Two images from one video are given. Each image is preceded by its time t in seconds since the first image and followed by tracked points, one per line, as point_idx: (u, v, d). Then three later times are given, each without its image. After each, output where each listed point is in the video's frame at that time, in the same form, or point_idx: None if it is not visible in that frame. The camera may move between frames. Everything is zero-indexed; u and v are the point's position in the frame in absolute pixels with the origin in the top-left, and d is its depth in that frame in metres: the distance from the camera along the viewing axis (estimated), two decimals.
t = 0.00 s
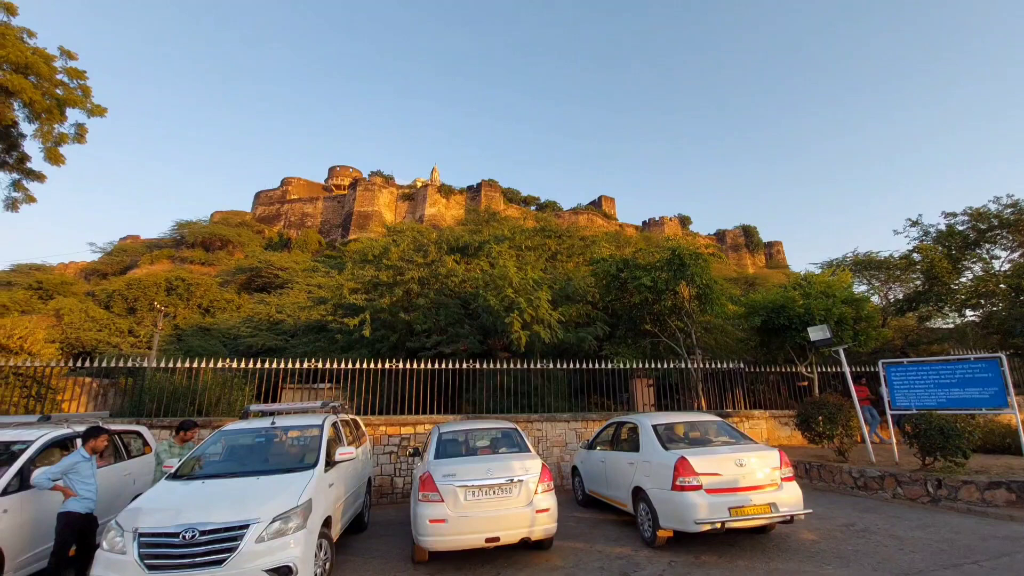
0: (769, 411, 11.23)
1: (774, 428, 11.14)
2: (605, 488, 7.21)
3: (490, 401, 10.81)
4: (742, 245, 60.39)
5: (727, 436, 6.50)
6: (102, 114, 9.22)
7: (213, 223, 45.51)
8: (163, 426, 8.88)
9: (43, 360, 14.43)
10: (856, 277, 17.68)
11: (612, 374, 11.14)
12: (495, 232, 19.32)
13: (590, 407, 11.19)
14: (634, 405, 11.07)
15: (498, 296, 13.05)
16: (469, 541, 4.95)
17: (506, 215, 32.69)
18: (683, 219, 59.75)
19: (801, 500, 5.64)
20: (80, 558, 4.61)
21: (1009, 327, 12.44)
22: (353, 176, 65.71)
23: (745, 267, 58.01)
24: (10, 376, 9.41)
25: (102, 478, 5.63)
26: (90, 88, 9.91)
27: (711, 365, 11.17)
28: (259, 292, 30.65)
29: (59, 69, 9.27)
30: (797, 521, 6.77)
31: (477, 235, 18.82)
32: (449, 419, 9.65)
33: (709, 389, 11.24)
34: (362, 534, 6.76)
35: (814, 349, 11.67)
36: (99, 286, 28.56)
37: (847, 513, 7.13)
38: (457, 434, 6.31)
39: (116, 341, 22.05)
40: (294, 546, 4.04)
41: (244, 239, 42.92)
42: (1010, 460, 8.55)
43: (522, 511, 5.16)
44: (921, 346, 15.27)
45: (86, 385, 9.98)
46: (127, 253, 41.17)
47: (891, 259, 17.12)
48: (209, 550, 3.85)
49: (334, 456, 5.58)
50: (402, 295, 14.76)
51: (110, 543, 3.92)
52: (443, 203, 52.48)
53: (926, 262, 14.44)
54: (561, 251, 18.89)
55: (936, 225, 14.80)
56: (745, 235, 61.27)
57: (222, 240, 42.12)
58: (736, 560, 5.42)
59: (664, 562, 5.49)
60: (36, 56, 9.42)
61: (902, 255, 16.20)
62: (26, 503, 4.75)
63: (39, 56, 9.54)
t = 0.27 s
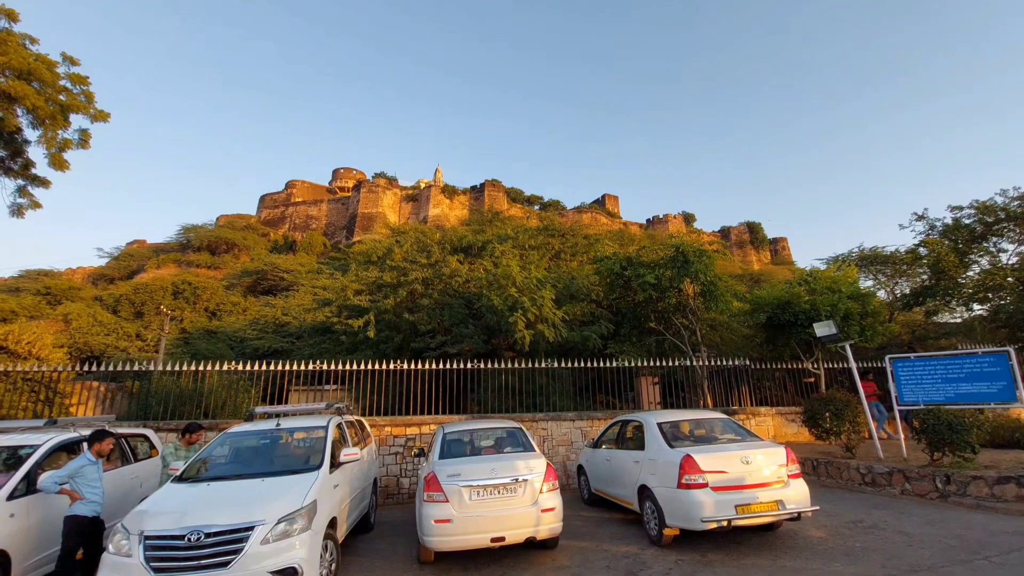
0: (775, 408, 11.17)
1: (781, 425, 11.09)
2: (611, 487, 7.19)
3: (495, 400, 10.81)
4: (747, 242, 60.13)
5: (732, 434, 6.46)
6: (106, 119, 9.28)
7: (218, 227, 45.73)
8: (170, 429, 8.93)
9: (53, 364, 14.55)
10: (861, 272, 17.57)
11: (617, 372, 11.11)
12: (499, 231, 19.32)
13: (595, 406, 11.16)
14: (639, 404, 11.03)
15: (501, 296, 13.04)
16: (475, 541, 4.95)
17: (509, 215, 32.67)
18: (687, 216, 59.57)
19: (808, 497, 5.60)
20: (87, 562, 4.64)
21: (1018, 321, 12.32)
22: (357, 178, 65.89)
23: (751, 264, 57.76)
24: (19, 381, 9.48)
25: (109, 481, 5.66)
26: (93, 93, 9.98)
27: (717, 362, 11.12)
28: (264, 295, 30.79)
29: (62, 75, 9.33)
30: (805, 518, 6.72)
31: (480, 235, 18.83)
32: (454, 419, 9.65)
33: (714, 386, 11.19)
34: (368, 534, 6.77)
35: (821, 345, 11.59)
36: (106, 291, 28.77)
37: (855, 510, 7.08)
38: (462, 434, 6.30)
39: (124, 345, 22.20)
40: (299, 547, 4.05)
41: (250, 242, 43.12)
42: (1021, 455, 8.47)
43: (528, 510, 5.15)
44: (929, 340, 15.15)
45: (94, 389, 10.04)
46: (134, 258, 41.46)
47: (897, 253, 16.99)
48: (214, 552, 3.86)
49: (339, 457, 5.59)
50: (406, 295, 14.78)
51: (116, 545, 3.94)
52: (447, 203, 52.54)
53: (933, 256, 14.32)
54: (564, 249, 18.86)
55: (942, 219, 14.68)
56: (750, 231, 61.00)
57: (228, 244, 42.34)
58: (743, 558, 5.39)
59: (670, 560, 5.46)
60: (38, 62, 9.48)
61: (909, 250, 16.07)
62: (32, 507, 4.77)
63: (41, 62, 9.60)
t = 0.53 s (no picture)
0: (784, 405, 11.09)
1: (790, 422, 11.01)
2: (618, 485, 7.16)
3: (502, 400, 10.80)
4: (754, 238, 59.75)
5: (740, 431, 6.42)
6: (112, 124, 9.35)
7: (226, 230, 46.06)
8: (179, 431, 9.01)
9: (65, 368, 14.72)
10: (870, 267, 17.41)
11: (623, 371, 11.07)
12: (504, 231, 19.33)
13: (602, 405, 11.12)
14: (647, 402, 10.98)
15: (507, 295, 13.04)
16: (481, 541, 4.95)
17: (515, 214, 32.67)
18: (694, 213, 59.31)
19: (817, 494, 5.55)
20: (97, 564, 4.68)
21: None
22: (363, 180, 66.16)
23: (758, 260, 57.41)
24: (32, 385, 9.59)
25: (119, 483, 5.71)
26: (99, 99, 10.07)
27: (724, 360, 11.06)
28: (273, 297, 30.99)
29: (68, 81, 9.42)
30: (814, 516, 6.66)
31: (485, 235, 18.85)
32: (461, 418, 9.66)
33: (722, 384, 11.12)
34: (376, 535, 6.79)
35: (829, 341, 11.49)
36: (117, 295, 29.08)
37: (866, 507, 7.01)
38: (468, 434, 6.30)
39: (135, 348, 22.43)
40: (306, 548, 4.07)
41: (258, 245, 43.42)
42: None
43: (534, 509, 5.14)
44: (939, 335, 14.99)
45: (105, 393, 10.15)
46: (143, 262, 41.85)
47: (906, 247, 16.82)
48: (222, 553, 3.88)
49: (346, 458, 5.60)
50: (412, 296, 14.82)
51: (126, 547, 3.97)
52: (452, 203, 52.64)
53: (942, 250, 14.18)
54: (570, 248, 18.84)
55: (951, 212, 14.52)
56: (757, 227, 60.63)
57: (236, 247, 42.65)
58: (752, 556, 5.35)
59: (678, 559, 5.44)
60: (44, 69, 9.57)
61: (918, 244, 15.91)
62: (43, 510, 4.83)
63: (48, 69, 9.71)
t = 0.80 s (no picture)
0: (793, 402, 11.00)
1: (799, 419, 10.93)
2: (626, 484, 7.13)
3: (509, 399, 10.80)
4: (761, 234, 59.35)
5: (748, 429, 6.37)
6: (119, 129, 9.43)
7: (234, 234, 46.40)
8: (189, 433, 9.08)
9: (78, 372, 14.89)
10: (879, 262, 17.24)
11: (630, 369, 11.03)
12: (509, 231, 19.33)
13: (610, 403, 11.08)
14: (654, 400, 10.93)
15: (513, 294, 13.04)
16: (488, 541, 4.95)
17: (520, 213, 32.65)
18: (700, 211, 59.02)
19: (826, 492, 5.50)
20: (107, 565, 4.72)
21: None
22: (369, 181, 66.42)
23: (766, 256, 57.02)
24: (44, 389, 9.70)
25: (129, 486, 5.77)
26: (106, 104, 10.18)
27: (732, 357, 11.00)
28: (281, 299, 31.18)
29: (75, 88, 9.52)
30: (824, 514, 6.60)
31: (491, 234, 18.86)
32: (468, 418, 9.67)
33: (730, 381, 11.06)
34: (385, 535, 6.80)
35: (838, 337, 11.39)
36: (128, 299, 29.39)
37: (877, 504, 6.94)
38: (474, 434, 6.31)
39: (146, 351, 22.65)
40: (313, 548, 4.08)
41: (266, 248, 43.70)
42: None
43: (541, 509, 5.13)
44: (951, 330, 14.81)
45: (117, 396, 10.25)
46: (154, 266, 42.25)
47: (916, 242, 16.63)
48: (230, 554, 3.90)
49: (352, 458, 5.62)
50: (418, 296, 14.85)
51: (135, 549, 4.01)
52: (458, 203, 52.71)
53: (952, 244, 14.00)
54: (575, 247, 18.81)
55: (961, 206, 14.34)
56: (765, 224, 60.22)
57: (244, 250, 42.96)
58: (761, 555, 5.31)
59: (686, 558, 5.40)
60: (51, 75, 9.68)
61: (927, 238, 15.73)
62: (54, 512, 4.88)
63: (55, 76, 9.82)
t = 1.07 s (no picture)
0: (803, 399, 10.91)
1: (809, 417, 10.84)
2: (633, 483, 7.10)
3: (515, 398, 10.79)
4: (770, 231, 58.88)
5: (756, 427, 6.32)
6: (126, 134, 9.52)
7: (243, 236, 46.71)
8: (198, 434, 9.16)
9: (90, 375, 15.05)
10: (889, 257, 17.03)
11: (637, 367, 10.98)
12: (515, 230, 19.31)
13: (617, 402, 11.04)
14: (662, 398, 10.86)
15: (518, 293, 13.02)
16: (494, 541, 4.94)
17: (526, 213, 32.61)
18: (708, 208, 58.63)
19: (836, 490, 5.44)
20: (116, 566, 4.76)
21: None
22: (375, 182, 66.63)
23: (774, 253, 56.58)
24: (56, 392, 9.80)
25: (139, 487, 5.82)
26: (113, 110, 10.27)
27: (740, 354, 10.92)
28: (289, 301, 31.35)
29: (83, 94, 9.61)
30: (835, 512, 6.52)
31: (496, 234, 18.85)
32: (475, 418, 9.67)
33: (738, 379, 10.97)
34: (392, 535, 6.82)
35: (848, 333, 11.27)
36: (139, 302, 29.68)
37: (888, 503, 6.85)
38: (480, 434, 6.30)
39: (157, 354, 22.87)
40: (319, 549, 4.09)
41: (273, 250, 43.95)
42: None
43: (547, 509, 5.12)
44: (963, 325, 14.61)
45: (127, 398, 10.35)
46: (164, 269, 42.65)
47: (926, 236, 16.41)
48: (237, 556, 3.92)
49: (359, 459, 5.63)
50: (424, 296, 14.87)
51: (143, 550, 4.04)
52: (464, 203, 52.75)
53: (963, 238, 13.80)
54: (581, 245, 18.75)
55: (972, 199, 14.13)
56: (773, 220, 59.75)
57: (252, 252, 43.25)
58: (770, 554, 5.26)
59: (694, 557, 5.37)
60: (59, 82, 9.77)
61: (938, 232, 15.52)
62: (65, 514, 4.93)
63: (63, 82, 9.92)
